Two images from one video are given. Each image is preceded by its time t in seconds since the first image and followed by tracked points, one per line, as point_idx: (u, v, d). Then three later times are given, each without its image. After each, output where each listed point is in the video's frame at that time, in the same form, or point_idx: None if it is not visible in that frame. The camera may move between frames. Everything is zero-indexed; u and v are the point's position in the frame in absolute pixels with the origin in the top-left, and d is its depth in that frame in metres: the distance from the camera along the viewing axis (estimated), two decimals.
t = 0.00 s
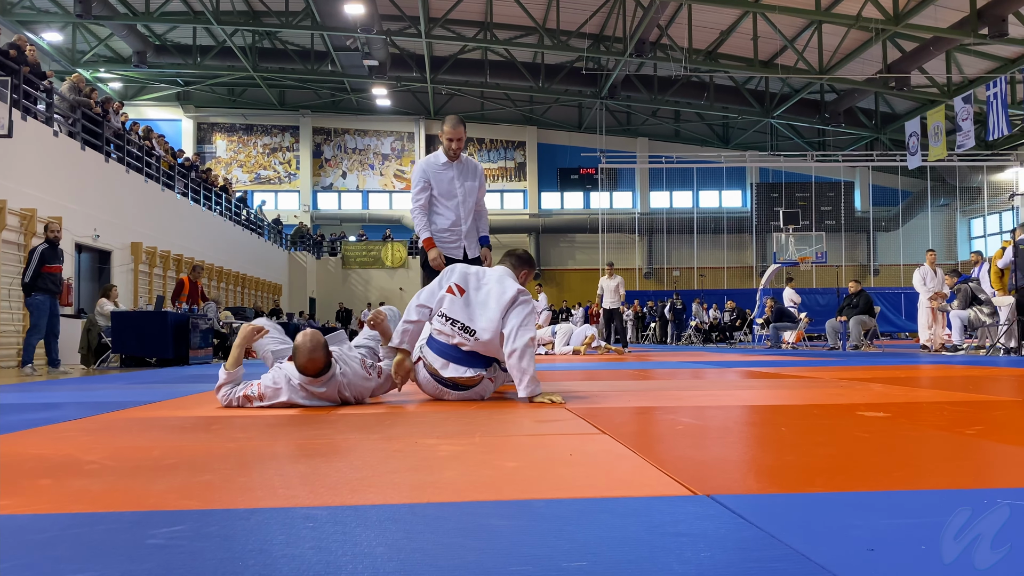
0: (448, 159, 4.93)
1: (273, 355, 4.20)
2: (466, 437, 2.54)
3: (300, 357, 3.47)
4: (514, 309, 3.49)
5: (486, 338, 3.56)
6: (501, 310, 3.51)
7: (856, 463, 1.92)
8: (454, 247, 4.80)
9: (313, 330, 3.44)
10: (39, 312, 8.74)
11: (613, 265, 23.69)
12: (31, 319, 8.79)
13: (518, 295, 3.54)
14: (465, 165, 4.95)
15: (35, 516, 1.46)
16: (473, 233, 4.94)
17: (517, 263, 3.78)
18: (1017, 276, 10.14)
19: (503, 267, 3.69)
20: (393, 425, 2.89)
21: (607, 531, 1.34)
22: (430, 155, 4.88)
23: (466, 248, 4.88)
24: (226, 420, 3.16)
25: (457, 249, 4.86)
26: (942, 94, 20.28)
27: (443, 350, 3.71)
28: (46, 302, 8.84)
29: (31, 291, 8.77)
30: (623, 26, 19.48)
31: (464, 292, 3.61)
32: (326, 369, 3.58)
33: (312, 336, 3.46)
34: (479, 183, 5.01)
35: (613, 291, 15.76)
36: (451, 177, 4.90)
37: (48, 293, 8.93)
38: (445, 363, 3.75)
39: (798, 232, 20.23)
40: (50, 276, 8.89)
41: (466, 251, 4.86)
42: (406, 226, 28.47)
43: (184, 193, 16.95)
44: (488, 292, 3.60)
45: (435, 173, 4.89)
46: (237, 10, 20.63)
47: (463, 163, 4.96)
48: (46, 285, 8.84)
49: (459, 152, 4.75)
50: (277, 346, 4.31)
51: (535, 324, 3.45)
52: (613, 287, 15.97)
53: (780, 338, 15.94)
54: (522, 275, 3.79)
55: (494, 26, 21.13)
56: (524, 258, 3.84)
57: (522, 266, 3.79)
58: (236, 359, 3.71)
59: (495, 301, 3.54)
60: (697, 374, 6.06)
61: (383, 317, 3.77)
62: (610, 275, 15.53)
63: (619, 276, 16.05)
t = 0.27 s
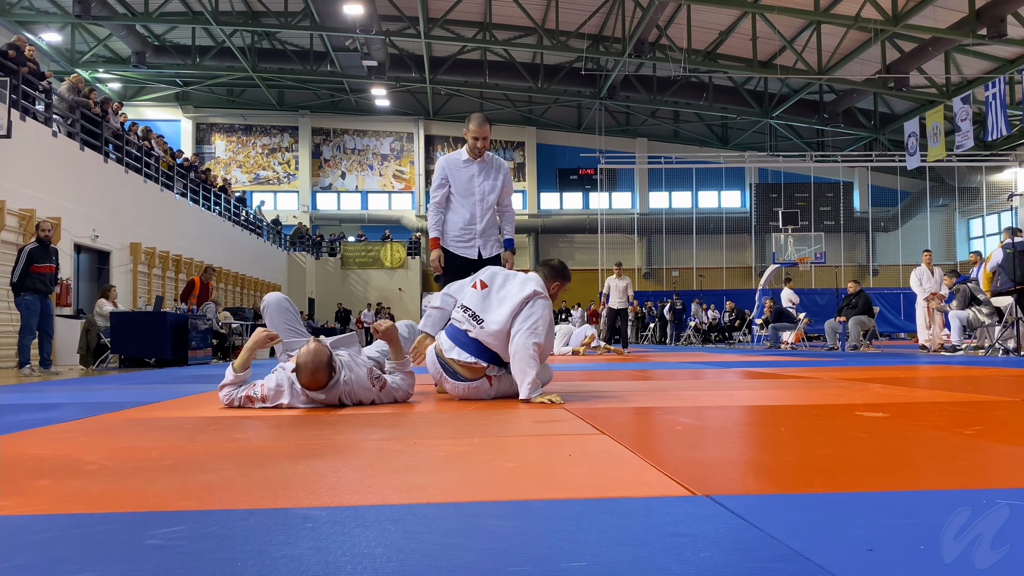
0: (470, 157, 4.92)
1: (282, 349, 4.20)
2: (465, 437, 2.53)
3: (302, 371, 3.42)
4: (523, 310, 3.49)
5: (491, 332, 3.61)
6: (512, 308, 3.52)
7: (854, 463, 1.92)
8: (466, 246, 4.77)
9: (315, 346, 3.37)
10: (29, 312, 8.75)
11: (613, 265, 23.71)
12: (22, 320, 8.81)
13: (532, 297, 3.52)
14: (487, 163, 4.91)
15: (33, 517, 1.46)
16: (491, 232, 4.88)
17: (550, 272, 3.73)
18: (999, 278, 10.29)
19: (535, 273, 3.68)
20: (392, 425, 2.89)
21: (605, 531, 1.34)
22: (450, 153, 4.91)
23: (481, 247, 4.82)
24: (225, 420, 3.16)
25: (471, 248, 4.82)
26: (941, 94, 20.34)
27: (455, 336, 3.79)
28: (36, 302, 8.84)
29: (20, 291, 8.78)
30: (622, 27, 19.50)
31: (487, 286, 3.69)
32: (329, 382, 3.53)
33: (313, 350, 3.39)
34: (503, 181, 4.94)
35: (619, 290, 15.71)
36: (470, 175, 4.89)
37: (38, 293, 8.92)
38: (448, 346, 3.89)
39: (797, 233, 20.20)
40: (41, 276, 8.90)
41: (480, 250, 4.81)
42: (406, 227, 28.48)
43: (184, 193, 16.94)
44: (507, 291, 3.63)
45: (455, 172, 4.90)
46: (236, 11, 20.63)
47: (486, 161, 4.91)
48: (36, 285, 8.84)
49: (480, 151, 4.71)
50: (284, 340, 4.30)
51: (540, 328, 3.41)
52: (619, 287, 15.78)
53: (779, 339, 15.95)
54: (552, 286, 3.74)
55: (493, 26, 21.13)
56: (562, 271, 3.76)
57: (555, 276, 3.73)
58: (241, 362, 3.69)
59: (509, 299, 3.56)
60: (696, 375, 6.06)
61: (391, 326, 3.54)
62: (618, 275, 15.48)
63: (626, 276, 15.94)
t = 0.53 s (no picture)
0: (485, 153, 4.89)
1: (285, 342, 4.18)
2: (465, 437, 2.53)
3: (302, 394, 3.43)
4: (536, 309, 3.54)
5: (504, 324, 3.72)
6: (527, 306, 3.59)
7: (854, 463, 1.93)
8: (474, 244, 4.75)
9: (316, 374, 3.37)
10: (25, 313, 8.75)
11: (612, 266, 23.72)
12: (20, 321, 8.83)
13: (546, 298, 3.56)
14: (502, 160, 4.86)
15: (33, 517, 1.47)
16: (503, 230, 4.82)
17: (579, 279, 3.62)
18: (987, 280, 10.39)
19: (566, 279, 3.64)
20: (392, 425, 2.89)
21: (605, 532, 1.34)
22: (465, 149, 4.91)
23: (490, 245, 4.78)
24: (225, 421, 3.16)
25: (481, 245, 4.80)
26: (941, 95, 20.40)
27: (477, 321, 3.93)
28: (33, 302, 8.83)
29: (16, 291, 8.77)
30: (621, 27, 19.48)
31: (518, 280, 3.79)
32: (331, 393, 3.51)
33: (314, 376, 3.40)
34: (517, 178, 4.88)
35: (623, 289, 15.64)
36: (483, 172, 4.87)
37: (36, 292, 8.91)
38: (469, 328, 4.06)
39: (796, 233, 20.10)
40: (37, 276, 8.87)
41: (489, 248, 4.77)
42: (405, 227, 28.48)
43: (183, 193, 16.92)
44: (529, 289, 3.67)
45: (469, 168, 4.90)
46: (235, 11, 20.63)
47: (501, 156, 4.86)
48: (32, 286, 8.82)
49: (494, 147, 4.66)
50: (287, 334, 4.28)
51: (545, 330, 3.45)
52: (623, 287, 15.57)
53: (779, 339, 15.95)
54: (579, 294, 3.66)
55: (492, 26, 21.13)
56: (594, 281, 3.63)
57: (583, 285, 3.63)
58: (242, 368, 3.68)
59: (527, 296, 3.63)
60: (696, 375, 6.06)
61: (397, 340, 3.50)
62: (623, 275, 15.36)
63: (630, 277, 15.88)
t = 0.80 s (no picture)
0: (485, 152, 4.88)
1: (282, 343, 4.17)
2: (465, 438, 2.53)
3: (299, 395, 3.43)
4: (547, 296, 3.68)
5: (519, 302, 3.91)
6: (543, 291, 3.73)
7: (852, 464, 1.93)
8: (473, 244, 4.75)
9: (314, 375, 3.37)
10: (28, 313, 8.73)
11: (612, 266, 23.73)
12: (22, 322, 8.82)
13: (557, 289, 3.68)
14: (502, 158, 4.85)
15: (33, 517, 1.47)
16: (502, 230, 4.81)
17: (596, 272, 3.63)
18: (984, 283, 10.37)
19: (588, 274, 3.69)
20: (393, 426, 2.89)
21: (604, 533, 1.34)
22: (465, 149, 4.91)
23: (490, 245, 4.78)
24: (225, 422, 3.16)
25: (481, 246, 4.80)
26: (941, 95, 20.46)
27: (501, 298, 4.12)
28: (35, 303, 8.82)
29: (18, 292, 8.76)
30: (621, 28, 19.47)
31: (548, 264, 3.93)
32: (330, 394, 3.52)
33: (313, 377, 3.40)
34: (518, 177, 4.85)
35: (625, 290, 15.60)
36: (483, 171, 4.86)
37: (37, 293, 8.90)
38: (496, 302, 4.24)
39: (797, 234, 19.98)
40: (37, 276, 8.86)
41: (489, 248, 4.77)
42: (405, 228, 28.49)
43: (183, 194, 16.91)
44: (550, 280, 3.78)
45: (469, 167, 4.90)
46: (236, 12, 20.66)
47: (500, 155, 4.85)
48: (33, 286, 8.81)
49: (491, 144, 4.68)
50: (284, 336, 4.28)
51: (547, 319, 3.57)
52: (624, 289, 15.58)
53: (779, 340, 15.93)
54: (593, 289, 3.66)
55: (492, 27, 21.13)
56: (612, 277, 3.62)
57: (598, 279, 3.63)
58: (243, 366, 3.69)
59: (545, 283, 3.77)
60: (696, 376, 6.06)
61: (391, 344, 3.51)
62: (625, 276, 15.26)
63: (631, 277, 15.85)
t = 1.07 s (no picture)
0: (476, 151, 4.90)
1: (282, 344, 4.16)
2: (465, 438, 2.53)
3: (299, 395, 3.42)
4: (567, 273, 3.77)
5: (539, 282, 4.03)
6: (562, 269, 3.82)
7: (852, 464, 1.93)
8: (464, 244, 4.76)
9: (315, 375, 3.38)
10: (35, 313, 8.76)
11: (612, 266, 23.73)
12: (26, 321, 8.84)
13: (574, 264, 3.78)
14: (493, 156, 4.86)
15: (33, 518, 1.47)
16: (495, 229, 4.81)
17: (609, 239, 3.80)
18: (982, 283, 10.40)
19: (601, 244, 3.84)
20: (393, 426, 2.90)
21: (604, 532, 1.34)
22: (457, 147, 4.92)
23: (482, 244, 4.78)
24: (226, 421, 3.17)
25: (474, 245, 4.80)
26: (941, 96, 20.49)
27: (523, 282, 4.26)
28: (40, 304, 8.85)
29: (25, 292, 8.77)
30: (621, 28, 19.47)
31: (559, 243, 4.06)
32: (330, 394, 3.52)
33: (314, 377, 3.40)
34: (510, 174, 4.85)
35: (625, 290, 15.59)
36: (474, 169, 4.87)
37: (42, 293, 8.93)
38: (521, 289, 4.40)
39: (796, 234, 20.29)
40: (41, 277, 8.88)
41: (481, 247, 4.77)
42: (405, 228, 28.52)
43: (183, 194, 16.92)
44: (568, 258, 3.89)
45: (461, 166, 4.92)
46: (236, 12, 20.68)
47: (491, 152, 4.86)
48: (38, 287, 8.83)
49: (479, 141, 4.71)
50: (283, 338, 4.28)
51: (572, 296, 3.66)
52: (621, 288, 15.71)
53: (778, 340, 15.95)
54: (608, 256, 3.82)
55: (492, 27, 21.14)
56: (624, 243, 3.79)
57: (613, 246, 3.80)
58: (245, 366, 3.70)
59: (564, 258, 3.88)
60: (696, 376, 6.07)
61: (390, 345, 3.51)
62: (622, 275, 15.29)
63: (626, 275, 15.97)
